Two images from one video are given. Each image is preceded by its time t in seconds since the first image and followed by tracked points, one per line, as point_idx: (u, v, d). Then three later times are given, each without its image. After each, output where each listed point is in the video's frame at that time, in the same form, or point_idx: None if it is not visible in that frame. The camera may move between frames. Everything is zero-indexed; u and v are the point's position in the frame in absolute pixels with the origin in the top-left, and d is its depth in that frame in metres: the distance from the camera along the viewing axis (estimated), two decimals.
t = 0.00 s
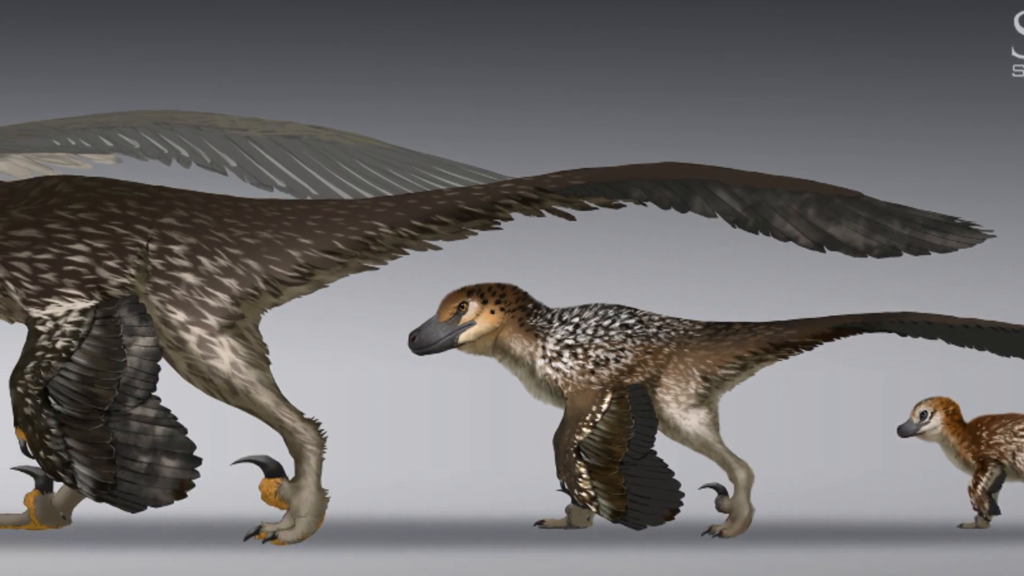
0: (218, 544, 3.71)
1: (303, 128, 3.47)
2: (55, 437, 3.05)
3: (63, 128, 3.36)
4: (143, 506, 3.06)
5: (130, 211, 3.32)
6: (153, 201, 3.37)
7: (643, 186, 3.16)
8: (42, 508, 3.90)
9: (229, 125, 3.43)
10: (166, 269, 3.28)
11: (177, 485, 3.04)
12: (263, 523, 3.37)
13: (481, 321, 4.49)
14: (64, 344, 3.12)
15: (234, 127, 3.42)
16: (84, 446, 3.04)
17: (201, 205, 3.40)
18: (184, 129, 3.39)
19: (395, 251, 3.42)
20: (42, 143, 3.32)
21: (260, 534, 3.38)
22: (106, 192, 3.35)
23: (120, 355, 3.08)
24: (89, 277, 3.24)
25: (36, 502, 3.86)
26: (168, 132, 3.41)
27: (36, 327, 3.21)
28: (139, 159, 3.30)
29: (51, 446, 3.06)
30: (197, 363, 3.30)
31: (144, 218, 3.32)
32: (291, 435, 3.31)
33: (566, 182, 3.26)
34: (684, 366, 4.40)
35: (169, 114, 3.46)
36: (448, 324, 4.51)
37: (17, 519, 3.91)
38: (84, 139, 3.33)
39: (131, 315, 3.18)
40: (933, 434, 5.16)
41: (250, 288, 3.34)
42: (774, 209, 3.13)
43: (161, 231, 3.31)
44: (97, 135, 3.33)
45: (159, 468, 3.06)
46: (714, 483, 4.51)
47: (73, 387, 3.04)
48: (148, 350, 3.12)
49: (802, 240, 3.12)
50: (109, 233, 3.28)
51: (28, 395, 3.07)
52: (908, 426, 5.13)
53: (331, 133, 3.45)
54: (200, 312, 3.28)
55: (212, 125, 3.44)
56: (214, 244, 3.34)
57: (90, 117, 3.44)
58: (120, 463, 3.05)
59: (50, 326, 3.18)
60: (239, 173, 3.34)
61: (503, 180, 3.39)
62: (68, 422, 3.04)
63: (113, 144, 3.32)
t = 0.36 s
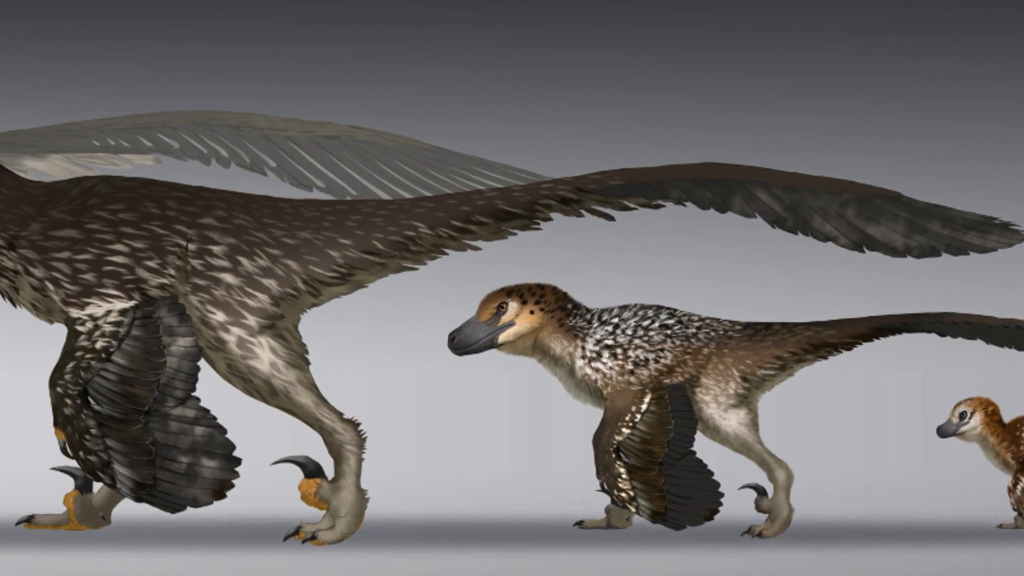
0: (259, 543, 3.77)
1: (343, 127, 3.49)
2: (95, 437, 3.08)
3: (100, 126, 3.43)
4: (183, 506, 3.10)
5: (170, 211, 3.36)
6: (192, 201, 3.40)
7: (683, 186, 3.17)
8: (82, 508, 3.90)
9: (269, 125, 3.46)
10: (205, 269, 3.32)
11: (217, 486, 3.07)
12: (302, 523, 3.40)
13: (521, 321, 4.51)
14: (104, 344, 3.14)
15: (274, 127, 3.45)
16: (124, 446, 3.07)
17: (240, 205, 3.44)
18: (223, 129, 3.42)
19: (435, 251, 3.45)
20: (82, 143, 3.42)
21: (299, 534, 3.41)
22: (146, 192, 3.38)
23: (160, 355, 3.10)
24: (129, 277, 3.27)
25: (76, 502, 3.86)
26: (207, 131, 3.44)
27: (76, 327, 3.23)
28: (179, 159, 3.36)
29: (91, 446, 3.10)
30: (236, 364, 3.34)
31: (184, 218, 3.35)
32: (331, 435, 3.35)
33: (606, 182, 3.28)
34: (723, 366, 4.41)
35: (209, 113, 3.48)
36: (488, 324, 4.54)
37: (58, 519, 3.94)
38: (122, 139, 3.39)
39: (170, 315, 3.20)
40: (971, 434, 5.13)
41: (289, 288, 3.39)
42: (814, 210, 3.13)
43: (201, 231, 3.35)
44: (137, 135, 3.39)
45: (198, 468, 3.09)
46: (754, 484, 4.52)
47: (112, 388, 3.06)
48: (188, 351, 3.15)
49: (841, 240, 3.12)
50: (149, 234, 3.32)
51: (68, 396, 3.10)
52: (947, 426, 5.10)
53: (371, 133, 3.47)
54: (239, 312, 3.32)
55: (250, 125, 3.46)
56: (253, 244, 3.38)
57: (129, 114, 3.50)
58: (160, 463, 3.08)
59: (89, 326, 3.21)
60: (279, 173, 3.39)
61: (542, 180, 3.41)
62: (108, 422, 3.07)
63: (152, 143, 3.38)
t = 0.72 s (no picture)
0: (300, 544, 3.82)
1: (383, 129, 3.57)
2: (134, 438, 3.12)
3: (143, 128, 3.73)
4: (222, 505, 3.13)
5: (209, 212, 3.39)
6: (232, 201, 3.43)
7: (723, 187, 3.19)
8: (121, 509, 3.86)
9: (309, 126, 3.58)
10: (245, 269, 3.35)
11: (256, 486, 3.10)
12: (342, 523, 3.44)
13: (561, 322, 4.54)
14: (144, 345, 3.18)
15: (313, 128, 3.57)
16: (164, 446, 3.11)
17: (280, 205, 3.47)
18: (263, 129, 3.57)
19: (474, 252, 3.47)
20: (125, 142, 3.72)
21: (338, 535, 3.44)
22: (185, 192, 3.42)
23: (200, 355, 3.15)
24: (169, 278, 3.30)
25: (115, 502, 3.83)
26: (247, 132, 3.60)
27: (116, 327, 3.28)
28: (216, 159, 3.55)
29: (131, 446, 3.14)
30: (276, 364, 3.37)
31: (224, 218, 3.39)
32: (371, 435, 3.39)
33: (646, 183, 3.30)
34: (763, 367, 4.42)
35: (250, 114, 3.63)
36: (528, 325, 4.57)
37: (98, 519, 3.95)
38: (163, 139, 3.66)
39: (210, 315, 3.24)
40: (1012, 434, 5.10)
41: (329, 288, 3.41)
42: (854, 210, 3.14)
43: (240, 231, 3.38)
44: (177, 136, 3.63)
45: (238, 468, 3.12)
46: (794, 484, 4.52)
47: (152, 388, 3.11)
48: (227, 351, 3.18)
49: (880, 241, 3.13)
50: (189, 234, 3.35)
51: (108, 396, 3.14)
52: (986, 426, 5.07)
53: (410, 133, 3.56)
54: (279, 312, 3.35)
55: (291, 126, 3.59)
56: (293, 244, 3.41)
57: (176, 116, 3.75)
58: (200, 463, 3.11)
59: (129, 327, 3.26)
60: (318, 173, 3.49)
61: (581, 180, 3.45)
62: (148, 422, 3.11)
63: (191, 144, 3.61)
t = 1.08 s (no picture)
0: (341, 544, 3.88)
1: (422, 129, 3.63)
2: (174, 438, 3.15)
3: (182, 128, 3.76)
4: (262, 506, 3.15)
5: (249, 212, 3.41)
6: (272, 201, 3.46)
7: (763, 187, 3.20)
8: (161, 509, 3.87)
9: (349, 126, 3.62)
10: (284, 270, 3.39)
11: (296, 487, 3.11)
12: (382, 523, 3.48)
13: (600, 322, 4.58)
14: (184, 345, 3.21)
15: (353, 128, 3.61)
16: (203, 447, 3.13)
17: (320, 205, 3.50)
18: (303, 130, 3.61)
19: (514, 252, 3.51)
20: (165, 143, 3.76)
21: (378, 535, 3.48)
22: (224, 192, 3.44)
23: (239, 355, 3.17)
24: (208, 278, 3.33)
25: (155, 503, 3.84)
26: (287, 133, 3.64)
27: (156, 327, 3.31)
28: (256, 159, 3.59)
29: (170, 446, 3.17)
30: (315, 364, 3.41)
31: (263, 219, 3.42)
32: (410, 436, 3.43)
33: (685, 183, 3.33)
34: (803, 367, 4.43)
35: (289, 115, 3.68)
36: (567, 325, 4.60)
37: (137, 520, 3.98)
38: (202, 140, 3.70)
39: (249, 315, 3.26)
40: None
41: (369, 289, 3.45)
42: (893, 210, 3.15)
43: (280, 232, 3.41)
44: (217, 136, 3.67)
45: (277, 468, 3.14)
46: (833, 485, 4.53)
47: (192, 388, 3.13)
48: (267, 351, 3.20)
49: (920, 241, 3.13)
50: (228, 234, 3.38)
51: (148, 396, 3.17)
52: None
53: (449, 134, 3.60)
54: (319, 313, 3.38)
55: (330, 126, 3.63)
56: (332, 244, 3.44)
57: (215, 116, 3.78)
58: (239, 463, 3.14)
59: (169, 327, 3.29)
60: (357, 173, 3.54)
61: (619, 180, 3.49)
62: (188, 422, 3.14)
63: (231, 144, 3.64)
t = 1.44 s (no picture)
0: (382, 544, 3.94)
1: (461, 129, 3.67)
2: (214, 438, 3.18)
3: (221, 128, 3.81)
4: (302, 506, 3.18)
5: (288, 213, 3.45)
6: (312, 201, 3.50)
7: (802, 188, 3.22)
8: (201, 509, 3.93)
9: (388, 126, 3.67)
10: (324, 270, 3.43)
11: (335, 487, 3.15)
12: (421, 524, 3.53)
13: (640, 322, 4.61)
14: (224, 345, 3.24)
15: (393, 128, 3.66)
16: (243, 447, 3.16)
17: (359, 206, 3.54)
18: (342, 130, 3.66)
19: (554, 252, 3.54)
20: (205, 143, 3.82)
21: (418, 535, 3.52)
22: (264, 193, 3.48)
23: (279, 356, 3.20)
24: (248, 278, 3.37)
25: (195, 503, 3.90)
26: (326, 133, 3.68)
27: (195, 327, 3.34)
28: (295, 159, 3.64)
29: (210, 447, 3.20)
30: (354, 365, 3.46)
31: (303, 219, 3.45)
32: (450, 436, 3.48)
33: (725, 183, 3.36)
34: (842, 367, 4.44)
35: (328, 114, 3.72)
36: (606, 325, 4.64)
37: (177, 520, 4.04)
38: (241, 140, 3.75)
39: (289, 315, 3.29)
40: None
41: (408, 289, 3.49)
42: (933, 210, 3.16)
43: (319, 232, 3.45)
44: (256, 136, 3.72)
45: (316, 469, 3.17)
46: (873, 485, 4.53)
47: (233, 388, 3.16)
48: (307, 352, 3.23)
49: (959, 241, 3.14)
50: (267, 234, 3.41)
51: (187, 397, 3.19)
52: None
53: (488, 134, 3.65)
54: (358, 313, 3.43)
55: (369, 126, 3.68)
56: (372, 244, 3.48)
57: (254, 116, 3.82)
58: (279, 464, 3.17)
59: (209, 327, 3.31)
60: (397, 173, 3.59)
61: (658, 181, 3.53)
62: (227, 422, 3.17)
63: (270, 145, 3.70)
